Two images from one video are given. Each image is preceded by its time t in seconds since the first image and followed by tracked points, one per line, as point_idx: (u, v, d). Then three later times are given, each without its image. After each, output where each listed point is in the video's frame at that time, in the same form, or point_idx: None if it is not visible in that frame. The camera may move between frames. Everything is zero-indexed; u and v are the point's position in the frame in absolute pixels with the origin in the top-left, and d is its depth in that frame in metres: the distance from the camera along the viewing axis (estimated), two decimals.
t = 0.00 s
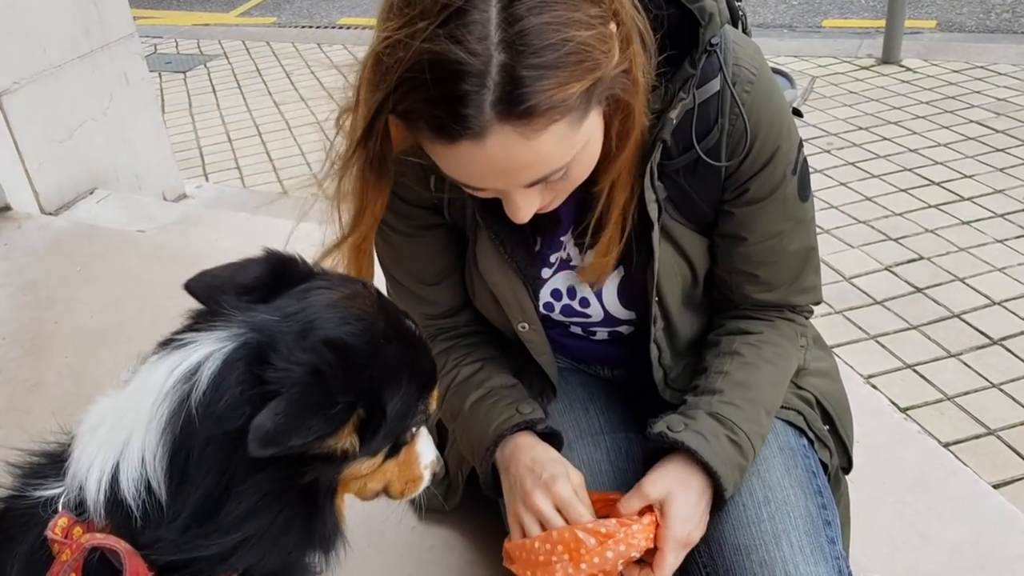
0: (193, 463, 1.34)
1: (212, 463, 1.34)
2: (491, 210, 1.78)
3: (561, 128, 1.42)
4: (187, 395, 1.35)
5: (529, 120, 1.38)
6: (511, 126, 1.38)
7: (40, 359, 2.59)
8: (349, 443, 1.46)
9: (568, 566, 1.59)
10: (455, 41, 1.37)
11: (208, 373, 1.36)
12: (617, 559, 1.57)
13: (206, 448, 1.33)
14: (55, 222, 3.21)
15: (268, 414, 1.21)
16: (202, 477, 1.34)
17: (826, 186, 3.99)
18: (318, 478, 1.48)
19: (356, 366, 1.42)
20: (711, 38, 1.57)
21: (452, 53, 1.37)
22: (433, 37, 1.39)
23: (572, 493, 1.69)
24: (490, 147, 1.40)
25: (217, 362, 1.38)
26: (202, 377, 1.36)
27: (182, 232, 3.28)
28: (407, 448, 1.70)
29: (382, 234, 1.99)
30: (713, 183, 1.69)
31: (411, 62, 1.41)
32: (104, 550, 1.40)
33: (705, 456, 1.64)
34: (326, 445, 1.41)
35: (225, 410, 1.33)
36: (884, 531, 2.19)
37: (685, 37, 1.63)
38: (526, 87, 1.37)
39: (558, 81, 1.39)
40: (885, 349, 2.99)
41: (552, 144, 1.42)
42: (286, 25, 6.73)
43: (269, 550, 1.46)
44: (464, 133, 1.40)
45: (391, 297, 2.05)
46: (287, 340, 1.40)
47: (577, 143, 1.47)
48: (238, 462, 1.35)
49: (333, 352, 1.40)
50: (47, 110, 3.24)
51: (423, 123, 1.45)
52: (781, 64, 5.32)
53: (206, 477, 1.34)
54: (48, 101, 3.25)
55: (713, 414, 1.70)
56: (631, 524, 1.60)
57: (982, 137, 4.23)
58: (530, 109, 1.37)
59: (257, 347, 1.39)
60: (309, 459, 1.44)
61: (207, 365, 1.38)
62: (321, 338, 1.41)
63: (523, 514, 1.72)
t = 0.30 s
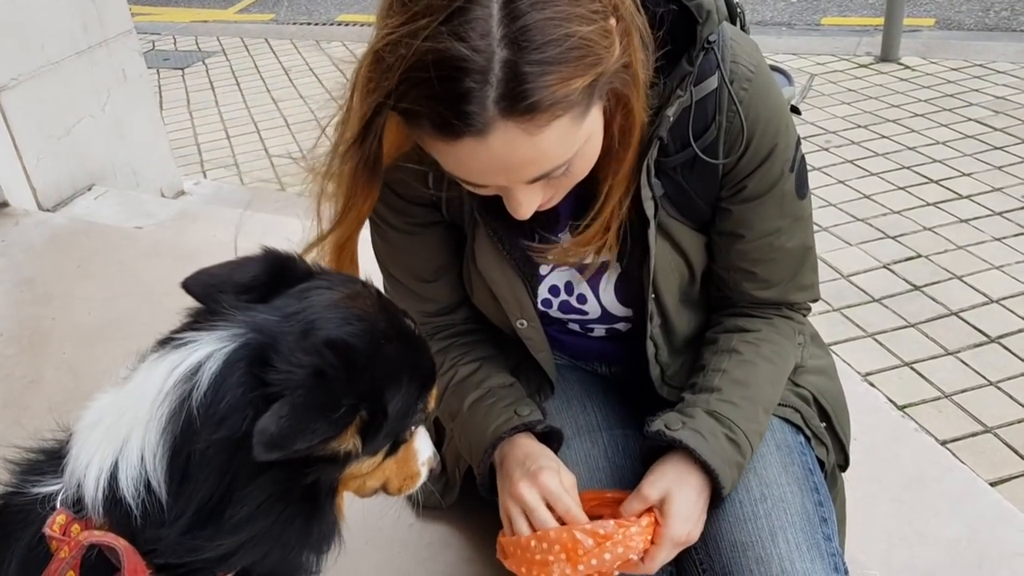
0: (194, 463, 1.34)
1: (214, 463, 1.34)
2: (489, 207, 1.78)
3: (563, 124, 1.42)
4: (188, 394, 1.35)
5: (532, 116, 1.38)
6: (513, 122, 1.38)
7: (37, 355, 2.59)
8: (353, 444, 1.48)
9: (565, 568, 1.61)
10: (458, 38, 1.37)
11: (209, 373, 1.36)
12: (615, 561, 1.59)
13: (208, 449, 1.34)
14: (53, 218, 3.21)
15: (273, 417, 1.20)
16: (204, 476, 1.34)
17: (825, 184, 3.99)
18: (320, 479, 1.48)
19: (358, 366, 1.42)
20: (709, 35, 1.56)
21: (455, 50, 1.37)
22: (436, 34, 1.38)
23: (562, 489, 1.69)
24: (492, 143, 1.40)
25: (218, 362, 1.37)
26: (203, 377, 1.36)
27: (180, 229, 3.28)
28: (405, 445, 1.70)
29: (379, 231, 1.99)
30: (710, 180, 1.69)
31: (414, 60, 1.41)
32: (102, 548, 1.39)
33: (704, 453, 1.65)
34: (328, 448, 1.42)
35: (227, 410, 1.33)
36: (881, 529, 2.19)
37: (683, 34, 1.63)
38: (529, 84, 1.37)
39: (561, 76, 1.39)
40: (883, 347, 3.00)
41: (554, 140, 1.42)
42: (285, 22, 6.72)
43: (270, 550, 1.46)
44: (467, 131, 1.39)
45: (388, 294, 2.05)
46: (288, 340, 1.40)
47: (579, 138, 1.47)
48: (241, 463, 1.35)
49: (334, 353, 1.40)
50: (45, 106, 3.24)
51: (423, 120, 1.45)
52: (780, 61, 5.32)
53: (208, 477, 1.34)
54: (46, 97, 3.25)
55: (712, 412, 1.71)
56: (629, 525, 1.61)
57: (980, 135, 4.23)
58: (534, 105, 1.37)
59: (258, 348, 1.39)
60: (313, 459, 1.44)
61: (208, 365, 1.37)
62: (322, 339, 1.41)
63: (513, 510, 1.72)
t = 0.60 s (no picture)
0: (204, 449, 1.35)
1: (224, 450, 1.35)
2: (494, 201, 1.78)
3: (570, 119, 1.42)
4: (199, 382, 1.35)
5: (539, 112, 1.38)
6: (521, 118, 1.38)
7: (41, 347, 2.60)
8: (363, 433, 1.48)
9: (564, 556, 1.61)
10: (465, 35, 1.37)
11: (219, 362, 1.36)
12: (613, 548, 1.59)
13: (218, 433, 1.35)
14: (57, 211, 3.21)
15: (285, 405, 1.22)
16: (214, 462, 1.35)
17: (828, 179, 3.98)
18: (327, 465, 1.49)
19: (367, 356, 1.42)
20: (714, 29, 1.57)
21: (463, 46, 1.36)
22: (444, 27, 1.38)
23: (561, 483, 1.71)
24: (500, 140, 1.40)
25: (227, 351, 1.38)
26: (213, 365, 1.37)
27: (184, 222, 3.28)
28: (409, 434, 1.71)
29: (383, 224, 1.99)
30: (713, 174, 1.69)
31: (421, 55, 1.41)
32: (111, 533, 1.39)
33: (706, 447, 1.65)
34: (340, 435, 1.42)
35: (237, 397, 1.35)
36: (884, 524, 2.20)
37: (688, 28, 1.62)
38: (535, 80, 1.37)
39: (568, 72, 1.39)
40: (886, 343, 3.00)
41: (562, 135, 1.42)
42: (288, 16, 6.72)
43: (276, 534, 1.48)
44: (474, 127, 1.39)
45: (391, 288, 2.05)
46: (298, 330, 1.40)
47: (586, 132, 1.47)
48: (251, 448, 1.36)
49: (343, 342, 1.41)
50: (48, 99, 3.24)
51: (427, 113, 1.45)
52: (784, 57, 5.31)
53: (218, 465, 1.35)
54: (49, 90, 3.25)
55: (715, 406, 1.71)
56: (628, 513, 1.62)
57: (984, 131, 4.23)
58: (541, 101, 1.37)
59: (267, 337, 1.40)
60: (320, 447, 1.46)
61: (218, 354, 1.38)
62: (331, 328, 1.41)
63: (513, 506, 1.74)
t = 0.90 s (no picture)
0: (213, 444, 1.35)
1: (234, 446, 1.35)
2: (497, 201, 1.79)
3: (581, 119, 1.42)
4: (209, 378, 1.35)
5: (550, 112, 1.39)
6: (532, 119, 1.38)
7: (44, 343, 2.60)
8: (371, 430, 1.48)
9: (563, 554, 1.61)
10: (475, 36, 1.36)
11: (229, 358, 1.36)
12: (613, 548, 1.60)
13: (227, 429, 1.35)
14: (58, 208, 3.21)
15: (296, 401, 1.22)
16: (222, 456, 1.35)
17: (829, 179, 3.98)
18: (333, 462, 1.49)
19: (375, 353, 1.42)
20: (716, 27, 1.57)
21: (473, 48, 1.36)
22: (453, 29, 1.37)
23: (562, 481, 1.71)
24: (510, 140, 1.40)
25: (237, 348, 1.37)
26: (223, 362, 1.36)
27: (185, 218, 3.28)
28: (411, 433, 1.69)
29: (386, 223, 1.99)
30: (716, 173, 1.69)
31: (431, 58, 1.40)
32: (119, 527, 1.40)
33: (708, 447, 1.65)
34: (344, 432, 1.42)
35: (248, 392, 1.34)
36: (884, 523, 2.20)
37: (690, 26, 1.63)
38: (546, 81, 1.37)
39: (578, 72, 1.39)
40: (887, 342, 3.00)
41: (571, 135, 1.42)
42: (289, 13, 6.71)
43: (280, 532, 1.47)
44: (485, 128, 1.39)
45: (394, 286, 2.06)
46: (309, 327, 1.40)
47: (594, 131, 1.47)
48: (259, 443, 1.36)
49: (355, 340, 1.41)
50: (50, 95, 3.24)
51: (432, 111, 1.46)
52: (785, 56, 5.31)
53: (227, 460, 1.35)
54: (51, 87, 3.25)
55: (716, 405, 1.71)
56: (629, 514, 1.62)
57: (986, 131, 4.23)
58: (552, 102, 1.38)
59: (277, 335, 1.39)
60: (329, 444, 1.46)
61: (228, 350, 1.37)
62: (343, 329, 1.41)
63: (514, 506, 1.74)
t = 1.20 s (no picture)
0: (235, 448, 1.32)
1: (262, 449, 1.32)
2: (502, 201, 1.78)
3: (586, 118, 1.42)
4: (233, 380, 1.32)
5: (555, 112, 1.38)
6: (538, 118, 1.38)
7: (45, 341, 2.59)
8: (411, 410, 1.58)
9: (569, 566, 1.62)
10: (480, 36, 1.36)
11: (252, 359, 1.33)
12: (617, 555, 1.60)
13: (252, 432, 1.32)
14: (59, 205, 3.21)
15: (354, 395, 1.30)
16: (246, 460, 1.32)
17: (831, 179, 3.98)
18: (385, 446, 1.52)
19: (397, 326, 1.47)
20: (721, 28, 1.56)
21: (477, 47, 1.36)
22: (458, 29, 1.37)
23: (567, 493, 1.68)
24: (516, 140, 1.40)
25: (260, 349, 1.35)
26: (246, 363, 1.33)
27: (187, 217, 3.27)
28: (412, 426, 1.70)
29: (389, 224, 1.99)
30: (720, 173, 1.69)
31: (437, 57, 1.40)
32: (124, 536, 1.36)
33: (710, 449, 1.64)
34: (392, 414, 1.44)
35: (273, 393, 1.32)
36: (886, 524, 2.20)
37: (695, 27, 1.62)
38: (551, 81, 1.37)
39: (583, 71, 1.39)
40: (890, 343, 2.99)
41: (576, 134, 1.42)
42: (291, 12, 6.71)
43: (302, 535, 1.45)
44: (491, 128, 1.39)
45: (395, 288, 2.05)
46: (320, 325, 1.40)
47: (599, 131, 1.47)
48: (285, 445, 1.33)
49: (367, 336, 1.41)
50: (52, 93, 3.23)
51: (435, 110, 1.46)
52: (788, 56, 5.31)
53: (256, 464, 1.32)
54: (53, 84, 3.24)
55: (718, 406, 1.70)
56: (630, 519, 1.62)
57: (988, 131, 4.22)
58: (557, 101, 1.37)
59: (298, 335, 1.37)
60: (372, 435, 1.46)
61: (250, 351, 1.35)
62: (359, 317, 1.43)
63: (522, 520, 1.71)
